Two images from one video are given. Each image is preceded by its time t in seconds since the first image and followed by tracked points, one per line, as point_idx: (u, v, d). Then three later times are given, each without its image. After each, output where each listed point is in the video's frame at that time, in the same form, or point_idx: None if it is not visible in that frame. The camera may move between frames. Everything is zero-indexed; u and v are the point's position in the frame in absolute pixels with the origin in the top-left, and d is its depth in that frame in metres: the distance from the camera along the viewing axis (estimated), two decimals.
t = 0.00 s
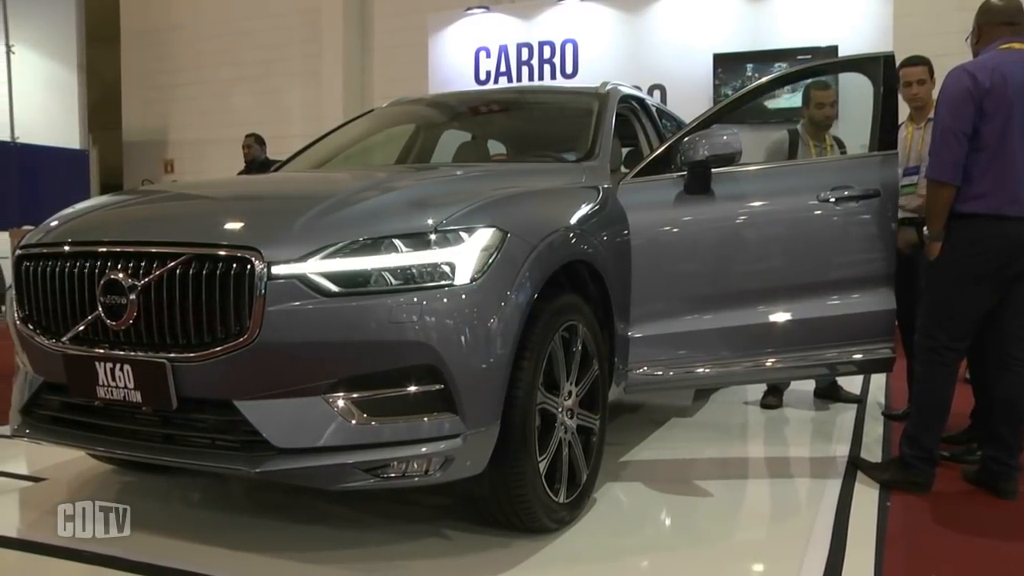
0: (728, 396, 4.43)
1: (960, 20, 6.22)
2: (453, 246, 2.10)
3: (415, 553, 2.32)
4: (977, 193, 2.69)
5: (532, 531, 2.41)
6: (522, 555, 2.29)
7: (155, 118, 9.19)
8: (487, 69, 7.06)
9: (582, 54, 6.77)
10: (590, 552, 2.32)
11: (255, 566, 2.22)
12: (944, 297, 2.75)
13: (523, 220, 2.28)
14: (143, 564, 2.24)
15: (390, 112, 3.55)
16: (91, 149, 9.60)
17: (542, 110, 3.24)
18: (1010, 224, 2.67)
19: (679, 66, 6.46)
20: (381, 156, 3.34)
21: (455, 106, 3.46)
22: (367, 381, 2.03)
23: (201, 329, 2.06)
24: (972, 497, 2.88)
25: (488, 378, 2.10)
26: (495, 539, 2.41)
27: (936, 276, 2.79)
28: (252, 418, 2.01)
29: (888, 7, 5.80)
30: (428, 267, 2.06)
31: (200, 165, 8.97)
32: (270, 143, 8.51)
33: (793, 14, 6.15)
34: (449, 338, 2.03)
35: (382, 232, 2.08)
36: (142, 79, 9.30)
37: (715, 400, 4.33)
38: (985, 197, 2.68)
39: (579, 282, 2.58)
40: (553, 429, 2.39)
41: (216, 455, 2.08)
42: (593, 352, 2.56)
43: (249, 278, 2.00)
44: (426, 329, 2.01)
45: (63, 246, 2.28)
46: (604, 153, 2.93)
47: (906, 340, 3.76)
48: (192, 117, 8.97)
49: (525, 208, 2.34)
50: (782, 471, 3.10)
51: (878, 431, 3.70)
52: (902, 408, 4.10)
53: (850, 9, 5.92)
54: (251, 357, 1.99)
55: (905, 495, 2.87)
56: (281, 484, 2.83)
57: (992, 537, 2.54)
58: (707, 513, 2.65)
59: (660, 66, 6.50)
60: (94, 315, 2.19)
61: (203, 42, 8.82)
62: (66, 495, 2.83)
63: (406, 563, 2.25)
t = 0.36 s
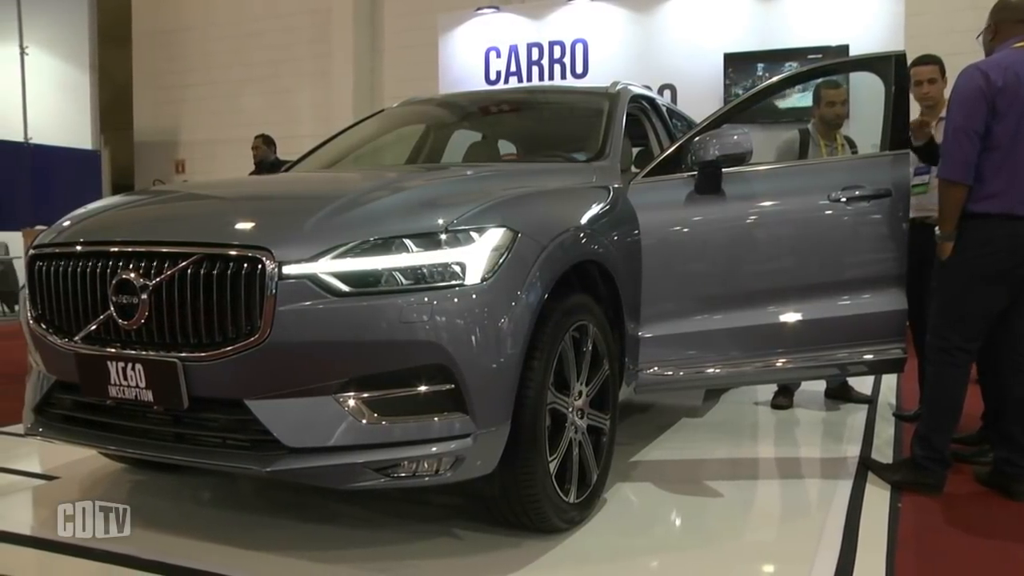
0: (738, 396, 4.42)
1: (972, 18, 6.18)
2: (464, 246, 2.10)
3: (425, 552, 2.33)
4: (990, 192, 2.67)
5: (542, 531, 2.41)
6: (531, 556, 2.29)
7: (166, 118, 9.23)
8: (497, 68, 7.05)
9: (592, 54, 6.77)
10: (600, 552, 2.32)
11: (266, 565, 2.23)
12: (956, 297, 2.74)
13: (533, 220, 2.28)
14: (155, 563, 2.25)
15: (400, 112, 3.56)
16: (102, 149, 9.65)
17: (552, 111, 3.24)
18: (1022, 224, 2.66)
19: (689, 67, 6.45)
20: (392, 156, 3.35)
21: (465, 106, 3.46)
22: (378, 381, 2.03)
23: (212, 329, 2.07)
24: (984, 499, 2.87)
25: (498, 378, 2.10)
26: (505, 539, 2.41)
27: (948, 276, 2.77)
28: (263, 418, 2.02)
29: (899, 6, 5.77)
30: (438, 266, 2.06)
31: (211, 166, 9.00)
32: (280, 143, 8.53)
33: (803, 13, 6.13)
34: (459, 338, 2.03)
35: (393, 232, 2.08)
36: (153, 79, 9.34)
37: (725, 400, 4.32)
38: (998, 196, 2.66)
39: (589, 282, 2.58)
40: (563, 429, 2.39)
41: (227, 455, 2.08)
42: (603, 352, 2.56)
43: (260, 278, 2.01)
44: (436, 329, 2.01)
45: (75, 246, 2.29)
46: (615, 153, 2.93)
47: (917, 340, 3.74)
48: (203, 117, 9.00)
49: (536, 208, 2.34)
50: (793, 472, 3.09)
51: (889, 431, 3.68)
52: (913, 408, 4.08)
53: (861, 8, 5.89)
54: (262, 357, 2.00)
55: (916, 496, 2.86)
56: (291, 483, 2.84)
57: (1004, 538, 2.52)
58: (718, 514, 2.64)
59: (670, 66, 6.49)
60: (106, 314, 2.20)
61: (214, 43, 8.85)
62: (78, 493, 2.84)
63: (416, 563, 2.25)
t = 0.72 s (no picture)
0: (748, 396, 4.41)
1: (985, 16, 6.15)
2: (474, 246, 2.10)
3: (435, 552, 2.33)
4: (1005, 192, 2.66)
5: (552, 530, 2.41)
6: (542, 555, 2.29)
7: (177, 119, 9.27)
8: (507, 68, 7.05)
9: (603, 54, 6.75)
10: (611, 552, 2.31)
11: (276, 564, 2.23)
12: (969, 298, 2.72)
13: (544, 220, 2.28)
14: (167, 561, 2.26)
15: (411, 112, 3.56)
16: (114, 149, 9.70)
17: (563, 111, 3.24)
18: None
19: (699, 66, 6.43)
20: (403, 156, 3.36)
21: (476, 106, 3.46)
22: (388, 381, 2.04)
23: (223, 328, 2.08)
24: (997, 500, 2.85)
25: (509, 378, 2.10)
26: (515, 539, 2.41)
27: (960, 276, 2.76)
28: (274, 417, 2.02)
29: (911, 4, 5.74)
30: (449, 266, 2.06)
31: (222, 166, 9.03)
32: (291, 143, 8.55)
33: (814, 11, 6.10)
34: (470, 338, 2.03)
35: (404, 232, 2.09)
36: (164, 80, 9.38)
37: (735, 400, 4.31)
38: (1012, 197, 2.66)
39: (599, 282, 2.58)
40: (574, 429, 2.39)
41: (238, 454, 2.09)
42: (613, 352, 2.55)
43: (271, 278, 2.02)
44: (447, 328, 2.01)
45: (88, 246, 2.30)
46: (625, 153, 2.92)
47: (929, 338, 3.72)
48: (214, 117, 9.04)
49: (546, 208, 2.34)
50: (804, 472, 3.08)
51: (900, 432, 3.67)
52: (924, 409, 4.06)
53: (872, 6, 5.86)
54: (273, 356, 2.01)
55: (927, 496, 2.84)
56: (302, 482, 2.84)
57: (1017, 540, 2.51)
58: (729, 514, 2.64)
59: (681, 66, 6.47)
60: (118, 314, 2.21)
61: (224, 44, 8.89)
62: (91, 491, 2.86)
63: (427, 563, 2.25)
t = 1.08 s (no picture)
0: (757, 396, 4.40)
1: (997, 15, 6.12)
2: (484, 246, 2.10)
3: (443, 551, 2.33)
4: (1017, 192, 2.66)
5: (561, 530, 2.41)
6: (551, 556, 2.29)
7: (186, 119, 9.30)
8: (517, 69, 6.98)
9: (612, 54, 6.70)
10: (620, 553, 2.31)
11: (285, 563, 2.24)
12: (981, 298, 2.71)
13: (554, 220, 2.28)
14: (177, 559, 2.27)
15: (420, 112, 3.57)
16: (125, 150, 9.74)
17: (572, 110, 3.24)
18: None
19: (709, 66, 6.38)
20: (412, 156, 3.37)
21: (485, 106, 3.46)
22: (398, 381, 2.04)
23: (233, 328, 2.08)
24: (1008, 502, 2.84)
25: (519, 378, 2.10)
26: (524, 539, 2.41)
27: (971, 276, 2.75)
28: (284, 417, 2.03)
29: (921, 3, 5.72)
30: (458, 266, 2.06)
31: (231, 166, 9.06)
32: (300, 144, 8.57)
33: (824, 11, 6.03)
34: (480, 338, 2.04)
35: (413, 232, 2.09)
36: (173, 81, 9.41)
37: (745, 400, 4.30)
38: None
39: (609, 282, 2.58)
40: (583, 429, 2.39)
41: (247, 453, 2.10)
42: (623, 352, 2.55)
43: (281, 278, 2.02)
44: (457, 328, 2.02)
45: (99, 246, 2.32)
46: (634, 153, 2.92)
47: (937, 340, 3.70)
48: (223, 117, 9.06)
49: (556, 208, 2.34)
50: (814, 472, 3.07)
51: (910, 433, 3.65)
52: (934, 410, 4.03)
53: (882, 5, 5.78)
54: (283, 355, 2.01)
55: (937, 497, 2.83)
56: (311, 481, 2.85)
57: None
58: (738, 514, 2.63)
59: (689, 65, 6.43)
60: (129, 313, 2.22)
61: (234, 45, 8.92)
62: (101, 490, 2.87)
63: (436, 562, 2.26)
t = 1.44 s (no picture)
0: (771, 396, 4.39)
1: (1015, 13, 6.06)
2: (498, 246, 2.11)
3: (456, 551, 2.34)
4: None
5: (576, 530, 2.41)
6: (564, 555, 2.29)
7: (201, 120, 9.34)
8: (530, 68, 6.96)
9: (627, 54, 6.62)
10: (633, 553, 2.31)
11: (300, 561, 2.25)
12: (998, 299, 2.69)
13: (568, 220, 2.28)
14: (192, 557, 2.28)
15: (435, 112, 3.58)
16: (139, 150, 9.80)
17: (586, 110, 3.23)
18: None
19: (724, 66, 6.30)
20: (426, 156, 3.38)
21: (499, 106, 3.47)
22: (411, 380, 2.04)
23: (248, 328, 2.09)
24: None
25: (533, 378, 2.10)
26: (537, 538, 2.41)
27: (988, 277, 2.73)
28: (299, 416, 2.04)
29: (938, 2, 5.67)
30: (473, 266, 2.06)
31: (245, 166, 9.10)
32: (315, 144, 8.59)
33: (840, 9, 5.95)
34: (494, 337, 2.04)
35: (427, 231, 2.09)
36: (188, 82, 9.46)
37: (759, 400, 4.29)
38: None
39: (623, 282, 2.58)
40: (598, 429, 2.39)
41: (261, 452, 2.10)
42: (637, 352, 2.55)
43: (296, 277, 2.03)
44: (471, 328, 2.02)
45: (115, 246, 2.33)
46: (648, 153, 2.92)
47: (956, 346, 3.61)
48: (237, 118, 9.11)
49: (570, 207, 2.34)
50: (829, 473, 3.06)
51: (926, 434, 3.63)
52: (950, 412, 4.00)
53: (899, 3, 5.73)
54: (297, 354, 2.02)
55: (953, 499, 2.81)
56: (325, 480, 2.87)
57: None
58: (752, 515, 2.63)
59: (705, 64, 6.34)
60: (145, 312, 2.23)
61: (248, 46, 8.96)
62: (117, 489, 2.89)
63: (450, 562, 2.26)
